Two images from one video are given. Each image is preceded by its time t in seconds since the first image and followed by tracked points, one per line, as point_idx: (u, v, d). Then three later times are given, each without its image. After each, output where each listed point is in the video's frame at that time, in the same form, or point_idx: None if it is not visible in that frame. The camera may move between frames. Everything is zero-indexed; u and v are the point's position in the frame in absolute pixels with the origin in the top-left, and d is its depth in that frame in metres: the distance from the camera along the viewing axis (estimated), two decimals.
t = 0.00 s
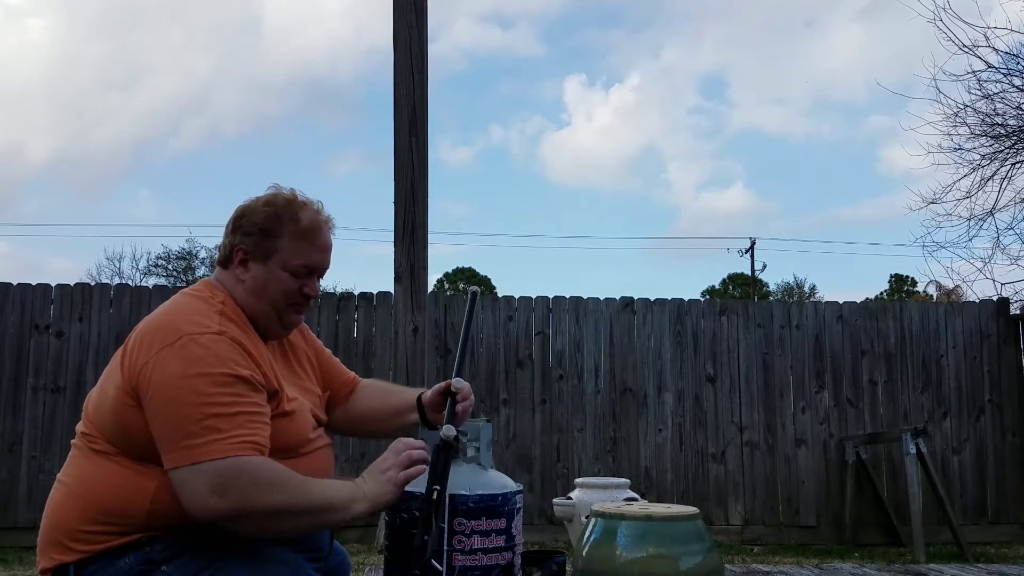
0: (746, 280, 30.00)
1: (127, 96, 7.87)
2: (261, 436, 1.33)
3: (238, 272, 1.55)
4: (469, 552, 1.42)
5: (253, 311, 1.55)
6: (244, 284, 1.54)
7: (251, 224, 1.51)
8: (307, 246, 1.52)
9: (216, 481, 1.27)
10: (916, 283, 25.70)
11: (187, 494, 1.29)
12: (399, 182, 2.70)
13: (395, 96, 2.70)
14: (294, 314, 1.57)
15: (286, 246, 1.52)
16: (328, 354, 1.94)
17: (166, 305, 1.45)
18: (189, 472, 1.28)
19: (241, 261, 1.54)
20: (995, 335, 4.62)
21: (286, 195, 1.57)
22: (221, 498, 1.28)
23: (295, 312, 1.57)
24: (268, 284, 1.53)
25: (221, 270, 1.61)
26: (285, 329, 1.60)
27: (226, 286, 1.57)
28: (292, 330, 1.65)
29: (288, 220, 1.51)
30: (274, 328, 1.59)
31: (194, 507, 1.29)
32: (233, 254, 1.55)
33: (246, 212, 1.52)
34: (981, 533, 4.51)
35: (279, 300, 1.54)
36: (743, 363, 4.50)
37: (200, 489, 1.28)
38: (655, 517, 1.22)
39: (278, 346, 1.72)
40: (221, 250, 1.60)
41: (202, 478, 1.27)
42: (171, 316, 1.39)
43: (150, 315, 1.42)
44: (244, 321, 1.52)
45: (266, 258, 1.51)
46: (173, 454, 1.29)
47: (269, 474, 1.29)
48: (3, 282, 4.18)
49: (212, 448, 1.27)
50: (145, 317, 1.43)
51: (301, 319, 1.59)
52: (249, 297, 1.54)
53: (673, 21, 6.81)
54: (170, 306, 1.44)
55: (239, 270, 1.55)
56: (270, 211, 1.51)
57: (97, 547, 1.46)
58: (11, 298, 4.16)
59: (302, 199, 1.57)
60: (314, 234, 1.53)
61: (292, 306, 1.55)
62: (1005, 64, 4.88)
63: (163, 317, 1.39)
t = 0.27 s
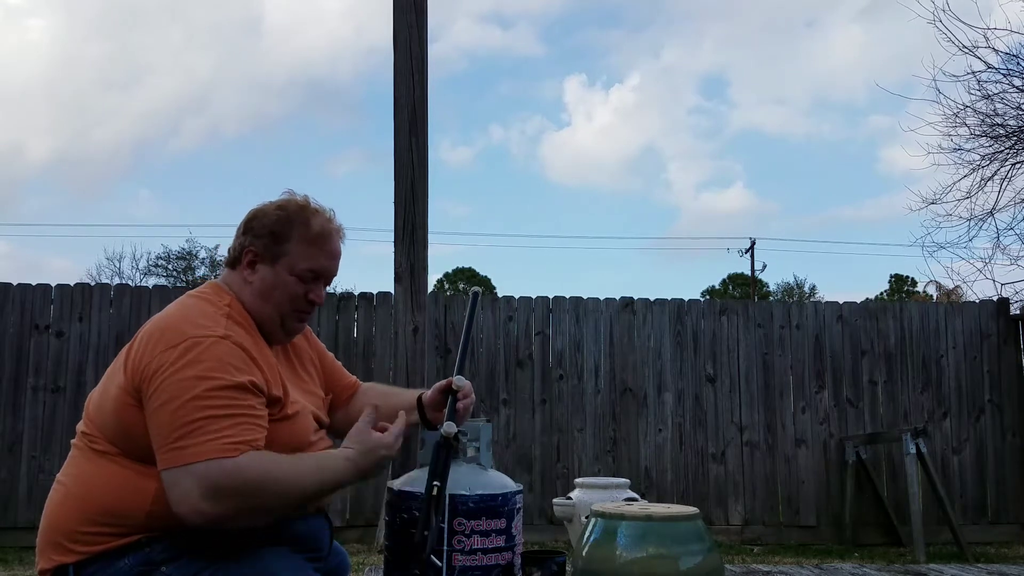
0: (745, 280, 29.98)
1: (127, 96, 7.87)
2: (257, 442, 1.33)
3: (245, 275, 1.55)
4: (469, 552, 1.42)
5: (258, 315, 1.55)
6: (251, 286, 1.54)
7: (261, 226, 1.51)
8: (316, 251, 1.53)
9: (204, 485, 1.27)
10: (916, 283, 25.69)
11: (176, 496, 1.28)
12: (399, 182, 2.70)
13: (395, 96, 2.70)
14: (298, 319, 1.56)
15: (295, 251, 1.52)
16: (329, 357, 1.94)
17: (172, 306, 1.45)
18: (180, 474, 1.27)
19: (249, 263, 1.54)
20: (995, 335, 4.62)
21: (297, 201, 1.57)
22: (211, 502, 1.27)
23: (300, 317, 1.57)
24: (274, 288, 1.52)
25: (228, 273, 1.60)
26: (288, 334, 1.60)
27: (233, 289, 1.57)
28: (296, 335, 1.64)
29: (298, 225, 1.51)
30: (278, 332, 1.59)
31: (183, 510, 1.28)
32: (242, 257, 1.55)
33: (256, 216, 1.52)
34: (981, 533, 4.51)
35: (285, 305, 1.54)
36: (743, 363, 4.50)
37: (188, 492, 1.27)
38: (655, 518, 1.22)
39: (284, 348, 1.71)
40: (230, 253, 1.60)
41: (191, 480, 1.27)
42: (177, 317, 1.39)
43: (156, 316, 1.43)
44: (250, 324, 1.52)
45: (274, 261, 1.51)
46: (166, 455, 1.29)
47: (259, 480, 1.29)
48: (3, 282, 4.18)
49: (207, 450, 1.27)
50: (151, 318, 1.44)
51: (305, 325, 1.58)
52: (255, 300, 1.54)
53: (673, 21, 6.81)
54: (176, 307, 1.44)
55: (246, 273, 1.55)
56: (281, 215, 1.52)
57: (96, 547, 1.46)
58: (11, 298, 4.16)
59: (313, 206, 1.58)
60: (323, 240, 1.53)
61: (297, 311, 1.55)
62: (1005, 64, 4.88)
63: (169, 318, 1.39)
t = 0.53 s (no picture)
0: (746, 280, 29.98)
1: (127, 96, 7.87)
2: (263, 439, 1.33)
3: (246, 274, 1.55)
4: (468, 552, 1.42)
5: (258, 314, 1.54)
6: (252, 285, 1.54)
7: (262, 225, 1.52)
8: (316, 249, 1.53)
9: (215, 483, 1.27)
10: (916, 283, 25.70)
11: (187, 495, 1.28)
12: (399, 182, 2.70)
13: (395, 96, 2.70)
14: (298, 319, 1.56)
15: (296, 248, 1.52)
16: (330, 357, 1.94)
17: (174, 306, 1.45)
18: (190, 472, 1.27)
19: (250, 263, 1.54)
20: (995, 334, 4.62)
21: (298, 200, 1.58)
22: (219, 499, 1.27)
23: (300, 317, 1.57)
24: (276, 286, 1.52)
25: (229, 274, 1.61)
26: (289, 334, 1.60)
27: (234, 289, 1.57)
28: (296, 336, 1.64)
29: (298, 223, 1.52)
30: (278, 333, 1.58)
31: (194, 508, 1.28)
32: (243, 256, 1.55)
33: (258, 215, 1.53)
34: (981, 533, 4.51)
35: (286, 304, 1.54)
36: (743, 363, 4.50)
37: (198, 490, 1.27)
38: (655, 518, 1.22)
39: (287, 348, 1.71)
40: (231, 254, 1.61)
41: (202, 478, 1.27)
42: (180, 316, 1.39)
43: (159, 316, 1.43)
44: (251, 323, 1.51)
45: (274, 259, 1.52)
46: (175, 453, 1.29)
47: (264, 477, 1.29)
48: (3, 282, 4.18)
49: (216, 449, 1.27)
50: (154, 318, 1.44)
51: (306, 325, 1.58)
52: (255, 299, 1.53)
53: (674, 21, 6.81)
54: (178, 307, 1.44)
55: (248, 271, 1.55)
56: (282, 213, 1.52)
57: (97, 547, 1.46)
58: (12, 298, 4.16)
59: (313, 205, 1.59)
60: (323, 238, 1.53)
61: (298, 310, 1.55)
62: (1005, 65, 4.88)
63: (172, 318, 1.39)
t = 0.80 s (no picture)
0: (745, 280, 29.98)
1: (127, 97, 7.87)
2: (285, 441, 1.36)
3: (255, 277, 1.55)
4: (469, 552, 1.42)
5: (266, 318, 1.54)
6: (260, 290, 1.54)
7: (273, 232, 1.50)
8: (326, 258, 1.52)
9: (252, 487, 1.29)
10: (916, 283, 25.69)
11: (222, 500, 1.30)
12: (399, 182, 2.71)
13: (395, 95, 2.70)
14: (305, 324, 1.56)
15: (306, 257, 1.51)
16: (330, 358, 1.94)
17: (177, 309, 1.44)
18: (218, 480, 1.29)
19: (258, 267, 1.53)
20: (995, 335, 4.62)
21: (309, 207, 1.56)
22: (257, 506, 1.29)
23: (307, 322, 1.57)
24: (284, 293, 1.52)
25: (237, 274, 1.60)
26: (295, 338, 1.60)
27: (242, 291, 1.56)
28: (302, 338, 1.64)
29: (310, 231, 1.50)
30: (284, 336, 1.59)
31: (227, 512, 1.30)
32: (252, 260, 1.54)
33: (269, 220, 1.51)
34: (981, 533, 4.51)
35: (294, 310, 1.54)
36: (743, 363, 4.50)
37: (235, 494, 1.29)
38: (655, 518, 1.22)
39: (292, 349, 1.71)
40: (239, 254, 1.60)
41: (242, 483, 1.29)
42: (189, 320, 1.39)
43: (162, 320, 1.41)
44: (258, 328, 1.52)
45: (284, 266, 1.51)
46: (208, 460, 1.29)
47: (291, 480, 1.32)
48: (3, 282, 4.18)
49: (243, 458, 1.29)
50: (157, 322, 1.42)
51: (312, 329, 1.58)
52: (264, 303, 1.53)
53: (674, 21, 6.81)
54: (183, 311, 1.43)
55: (256, 275, 1.54)
56: (294, 220, 1.51)
57: (98, 547, 1.46)
58: (11, 298, 4.16)
59: (325, 212, 1.57)
60: (334, 247, 1.52)
61: (305, 316, 1.55)
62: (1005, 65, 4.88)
63: (180, 322, 1.38)
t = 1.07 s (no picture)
0: (746, 280, 30.00)
1: (127, 97, 7.87)
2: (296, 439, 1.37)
3: (262, 279, 1.54)
4: (469, 552, 1.42)
5: (273, 320, 1.54)
6: (268, 292, 1.53)
7: (280, 234, 1.50)
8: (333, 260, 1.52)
9: (267, 483, 1.29)
10: (916, 283, 25.69)
11: (237, 496, 1.30)
12: (399, 182, 2.71)
13: (395, 96, 2.70)
14: (311, 326, 1.56)
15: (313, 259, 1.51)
16: (332, 359, 1.94)
17: (184, 310, 1.45)
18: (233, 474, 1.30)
19: (265, 270, 1.53)
20: (995, 334, 4.62)
21: (316, 209, 1.56)
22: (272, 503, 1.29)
23: (313, 323, 1.57)
24: (292, 295, 1.52)
25: (242, 277, 1.59)
26: (302, 340, 1.60)
27: (249, 293, 1.56)
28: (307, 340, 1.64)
29: (317, 234, 1.51)
30: (291, 338, 1.58)
31: (242, 508, 1.30)
32: (259, 262, 1.54)
33: (276, 222, 1.51)
34: (981, 533, 4.51)
35: (300, 312, 1.54)
36: (743, 363, 4.50)
37: (250, 490, 1.29)
38: (655, 517, 1.22)
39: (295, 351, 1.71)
40: (245, 256, 1.59)
41: (257, 479, 1.29)
42: (197, 320, 1.39)
43: (170, 319, 1.42)
44: (266, 330, 1.52)
45: (291, 268, 1.51)
46: (224, 455, 1.30)
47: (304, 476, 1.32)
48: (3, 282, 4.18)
49: (258, 453, 1.29)
50: (164, 321, 1.43)
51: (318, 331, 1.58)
52: (271, 305, 1.53)
53: (674, 21, 6.81)
54: (191, 311, 1.44)
55: (264, 278, 1.54)
56: (301, 223, 1.51)
57: (98, 547, 1.46)
58: (11, 298, 4.16)
59: (330, 215, 1.58)
60: (341, 249, 1.53)
61: (312, 318, 1.55)
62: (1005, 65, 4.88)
63: (189, 321, 1.39)
